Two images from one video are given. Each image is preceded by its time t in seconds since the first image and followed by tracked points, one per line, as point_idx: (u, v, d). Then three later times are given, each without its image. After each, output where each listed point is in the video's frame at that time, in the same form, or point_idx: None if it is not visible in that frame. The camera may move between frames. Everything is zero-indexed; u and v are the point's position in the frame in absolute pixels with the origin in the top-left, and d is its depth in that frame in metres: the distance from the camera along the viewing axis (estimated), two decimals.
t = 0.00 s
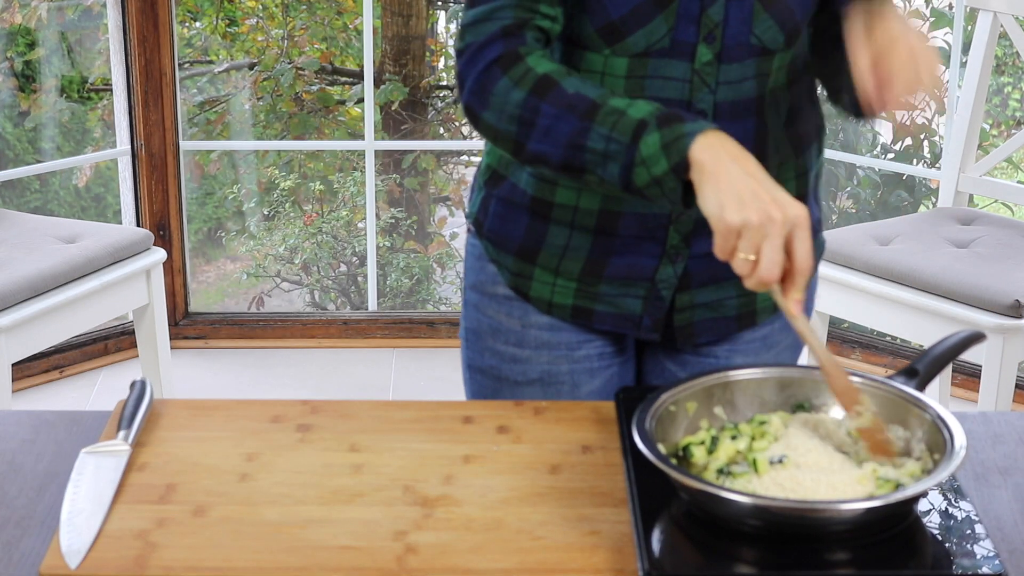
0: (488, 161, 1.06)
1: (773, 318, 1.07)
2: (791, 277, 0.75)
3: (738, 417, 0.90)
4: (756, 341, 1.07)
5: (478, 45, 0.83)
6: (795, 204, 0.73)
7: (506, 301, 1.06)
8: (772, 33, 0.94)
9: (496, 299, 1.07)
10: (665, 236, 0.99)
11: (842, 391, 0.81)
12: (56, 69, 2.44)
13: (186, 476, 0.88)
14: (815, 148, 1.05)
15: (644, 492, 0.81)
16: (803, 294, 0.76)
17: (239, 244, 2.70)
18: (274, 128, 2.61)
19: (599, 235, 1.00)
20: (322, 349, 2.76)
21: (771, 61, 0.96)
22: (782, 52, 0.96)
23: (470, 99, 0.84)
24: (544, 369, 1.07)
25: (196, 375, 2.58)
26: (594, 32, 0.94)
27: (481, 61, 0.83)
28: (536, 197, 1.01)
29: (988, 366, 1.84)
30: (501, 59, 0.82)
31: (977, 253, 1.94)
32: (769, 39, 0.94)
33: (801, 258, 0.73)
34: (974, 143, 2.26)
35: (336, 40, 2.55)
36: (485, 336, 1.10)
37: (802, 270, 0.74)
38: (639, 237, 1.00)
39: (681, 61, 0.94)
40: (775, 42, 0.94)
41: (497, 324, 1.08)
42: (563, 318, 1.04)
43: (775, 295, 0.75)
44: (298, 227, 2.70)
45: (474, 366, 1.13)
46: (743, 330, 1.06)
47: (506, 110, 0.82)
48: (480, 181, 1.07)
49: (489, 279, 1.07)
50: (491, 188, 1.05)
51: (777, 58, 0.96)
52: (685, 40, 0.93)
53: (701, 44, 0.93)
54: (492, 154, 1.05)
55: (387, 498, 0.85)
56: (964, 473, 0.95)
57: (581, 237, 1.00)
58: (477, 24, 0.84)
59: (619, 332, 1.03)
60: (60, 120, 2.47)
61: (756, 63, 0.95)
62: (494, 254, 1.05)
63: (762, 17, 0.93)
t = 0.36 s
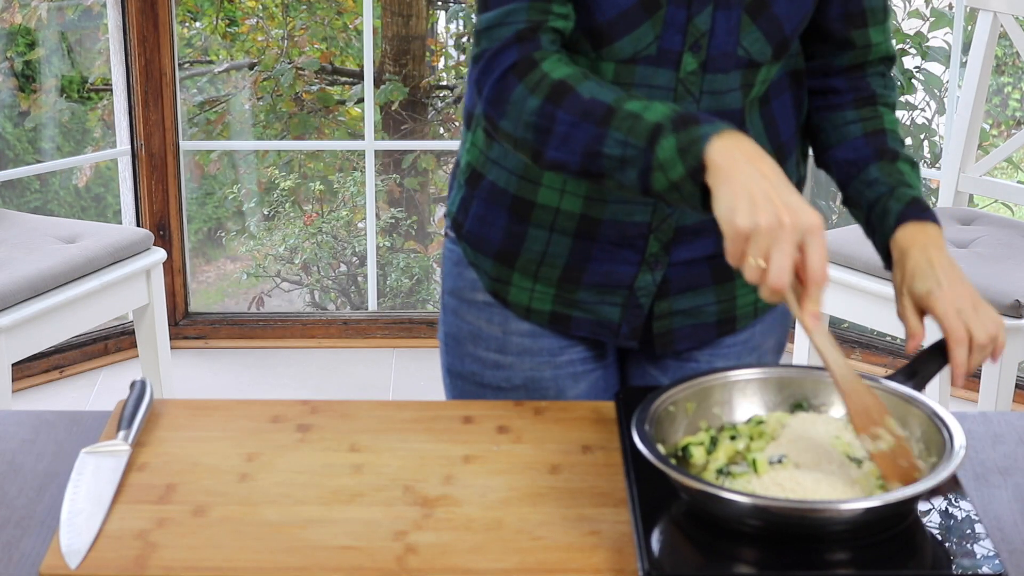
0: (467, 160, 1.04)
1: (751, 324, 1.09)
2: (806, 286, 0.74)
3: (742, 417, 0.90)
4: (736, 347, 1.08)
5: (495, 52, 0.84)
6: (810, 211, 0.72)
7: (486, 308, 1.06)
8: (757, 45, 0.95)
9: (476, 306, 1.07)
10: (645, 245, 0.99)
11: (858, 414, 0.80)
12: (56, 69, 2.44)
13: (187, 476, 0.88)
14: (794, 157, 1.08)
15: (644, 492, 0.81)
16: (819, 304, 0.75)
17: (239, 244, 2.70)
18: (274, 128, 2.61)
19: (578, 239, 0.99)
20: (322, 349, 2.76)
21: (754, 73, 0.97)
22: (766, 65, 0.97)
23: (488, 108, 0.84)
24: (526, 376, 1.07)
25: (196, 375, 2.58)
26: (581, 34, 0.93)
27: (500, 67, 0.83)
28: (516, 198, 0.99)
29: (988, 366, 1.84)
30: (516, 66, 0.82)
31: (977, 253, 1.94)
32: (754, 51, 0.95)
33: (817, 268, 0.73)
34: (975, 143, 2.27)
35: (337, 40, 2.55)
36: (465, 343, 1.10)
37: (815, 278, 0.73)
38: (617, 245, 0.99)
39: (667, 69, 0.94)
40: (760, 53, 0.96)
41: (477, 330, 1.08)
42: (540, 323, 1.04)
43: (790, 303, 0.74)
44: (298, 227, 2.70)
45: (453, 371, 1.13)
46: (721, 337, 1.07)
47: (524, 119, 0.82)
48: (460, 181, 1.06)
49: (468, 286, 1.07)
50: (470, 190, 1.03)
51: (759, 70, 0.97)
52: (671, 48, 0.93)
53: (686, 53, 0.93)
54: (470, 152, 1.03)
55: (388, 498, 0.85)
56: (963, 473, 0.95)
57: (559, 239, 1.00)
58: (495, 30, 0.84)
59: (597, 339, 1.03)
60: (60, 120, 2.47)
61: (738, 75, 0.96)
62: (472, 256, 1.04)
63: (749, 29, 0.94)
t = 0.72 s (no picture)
0: (464, 155, 1.03)
1: (746, 331, 1.09)
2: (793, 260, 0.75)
3: (741, 417, 0.90)
4: (732, 353, 1.09)
5: (477, 36, 0.81)
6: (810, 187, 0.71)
7: (482, 311, 1.06)
8: (761, 53, 0.95)
9: (471, 309, 1.07)
10: (645, 251, 0.99)
11: (821, 391, 0.81)
12: (56, 69, 2.44)
13: (187, 476, 0.88)
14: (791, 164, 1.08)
15: (644, 492, 0.81)
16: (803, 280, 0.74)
17: (239, 245, 2.70)
18: (274, 128, 2.61)
19: (578, 241, 0.99)
20: (322, 349, 2.76)
21: (757, 81, 0.97)
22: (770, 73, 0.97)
23: (471, 89, 0.81)
24: (523, 379, 1.07)
25: (196, 375, 2.58)
26: (585, 35, 0.93)
27: (484, 50, 0.80)
28: (518, 197, 0.99)
29: (988, 366, 1.84)
30: (502, 49, 0.79)
31: (977, 253, 1.94)
32: (758, 59, 0.95)
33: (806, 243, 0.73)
34: (975, 144, 2.27)
35: (337, 40, 2.55)
36: (460, 346, 1.10)
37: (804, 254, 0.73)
38: (618, 250, 0.99)
39: (672, 75, 0.94)
40: (763, 61, 0.96)
41: (473, 334, 1.08)
42: (536, 323, 1.03)
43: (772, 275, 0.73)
44: (298, 227, 2.70)
45: (447, 374, 1.13)
46: (716, 343, 1.07)
47: (511, 98, 0.79)
48: (456, 179, 1.05)
49: (464, 289, 1.07)
50: (467, 187, 1.02)
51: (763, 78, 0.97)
52: (677, 53, 0.93)
53: (691, 59, 0.93)
54: (467, 148, 1.03)
55: (388, 499, 0.85)
56: (963, 473, 0.95)
57: (558, 241, 1.00)
58: (478, 14, 0.81)
59: (592, 343, 1.03)
60: (60, 120, 2.46)
61: (741, 83, 0.96)
62: (469, 253, 1.03)
63: (754, 36, 0.94)
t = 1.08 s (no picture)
0: (471, 151, 1.02)
1: (749, 334, 1.09)
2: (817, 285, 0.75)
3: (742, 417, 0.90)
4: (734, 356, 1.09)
5: (503, 27, 0.80)
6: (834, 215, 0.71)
7: (484, 310, 1.07)
8: (772, 54, 0.95)
9: (474, 309, 1.07)
10: (651, 250, 0.99)
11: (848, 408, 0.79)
12: (56, 70, 2.44)
13: (187, 476, 0.88)
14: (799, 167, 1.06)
15: (645, 493, 0.81)
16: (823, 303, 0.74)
17: (239, 245, 2.70)
18: (274, 128, 2.61)
19: (584, 238, 0.99)
20: (322, 349, 2.76)
21: (768, 82, 0.97)
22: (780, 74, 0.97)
23: (495, 82, 0.80)
24: (525, 378, 1.08)
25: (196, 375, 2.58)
26: (596, 32, 0.93)
27: (509, 43, 0.80)
28: (524, 192, 0.98)
29: (988, 366, 1.84)
30: (529, 44, 0.79)
31: (977, 253, 1.94)
32: (769, 59, 0.95)
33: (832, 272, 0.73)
34: (975, 144, 2.27)
35: (336, 40, 2.55)
36: (462, 345, 1.10)
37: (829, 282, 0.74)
38: (623, 248, 0.99)
39: (681, 74, 0.94)
40: (774, 63, 0.96)
41: (475, 333, 1.08)
42: (540, 320, 1.04)
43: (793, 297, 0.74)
44: (298, 227, 2.70)
45: (449, 374, 1.13)
46: (719, 345, 1.07)
47: (535, 97, 0.78)
48: (463, 174, 1.04)
49: (466, 288, 1.07)
50: (473, 181, 1.02)
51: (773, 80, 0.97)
52: (686, 52, 0.93)
53: (700, 58, 0.93)
54: (474, 144, 1.02)
55: (387, 498, 0.85)
56: (963, 473, 0.95)
57: (565, 237, 0.99)
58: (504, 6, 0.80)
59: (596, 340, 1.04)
60: (60, 120, 2.46)
61: (752, 83, 0.96)
62: (475, 248, 1.03)
63: (764, 37, 0.94)
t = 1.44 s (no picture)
0: (481, 153, 1.05)
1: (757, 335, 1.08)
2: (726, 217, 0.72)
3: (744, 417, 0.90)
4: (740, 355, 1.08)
5: (427, 11, 0.82)
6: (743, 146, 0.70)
7: (491, 306, 1.07)
8: (775, 47, 0.95)
9: (482, 304, 1.07)
10: (655, 244, 0.99)
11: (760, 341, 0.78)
12: (56, 69, 2.44)
13: (187, 476, 0.88)
14: (809, 167, 1.06)
15: (645, 492, 0.81)
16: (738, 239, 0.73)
17: (239, 244, 2.70)
18: (274, 128, 2.61)
19: (589, 235, 0.99)
20: (323, 349, 2.77)
21: (774, 77, 0.96)
22: (786, 70, 0.96)
23: (416, 63, 0.81)
24: (529, 374, 1.07)
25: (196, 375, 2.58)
26: (593, 27, 0.93)
27: (431, 26, 0.81)
28: (530, 190, 1.00)
29: (988, 365, 1.85)
30: (448, 24, 0.80)
31: (977, 253, 1.94)
32: (772, 53, 0.95)
33: (740, 201, 0.70)
34: (975, 143, 2.27)
35: (337, 40, 2.55)
36: (470, 341, 1.10)
37: (740, 212, 0.71)
38: (627, 243, 0.99)
39: (682, 66, 0.93)
40: (779, 57, 0.95)
41: (482, 328, 1.08)
42: (549, 317, 1.04)
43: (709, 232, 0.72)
44: (298, 227, 2.70)
45: (459, 370, 1.13)
46: (725, 344, 1.06)
47: (454, 71, 0.79)
48: (473, 175, 1.06)
49: (475, 284, 1.07)
50: (483, 182, 1.04)
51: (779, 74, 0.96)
52: (686, 44, 0.93)
53: (702, 51, 0.93)
54: (485, 146, 1.05)
55: (388, 499, 0.85)
56: (963, 473, 0.95)
57: (570, 235, 1.00)
58: None
59: (605, 337, 1.03)
60: (60, 120, 2.47)
61: (757, 78, 0.95)
62: (484, 247, 1.04)
63: (767, 30, 0.94)
